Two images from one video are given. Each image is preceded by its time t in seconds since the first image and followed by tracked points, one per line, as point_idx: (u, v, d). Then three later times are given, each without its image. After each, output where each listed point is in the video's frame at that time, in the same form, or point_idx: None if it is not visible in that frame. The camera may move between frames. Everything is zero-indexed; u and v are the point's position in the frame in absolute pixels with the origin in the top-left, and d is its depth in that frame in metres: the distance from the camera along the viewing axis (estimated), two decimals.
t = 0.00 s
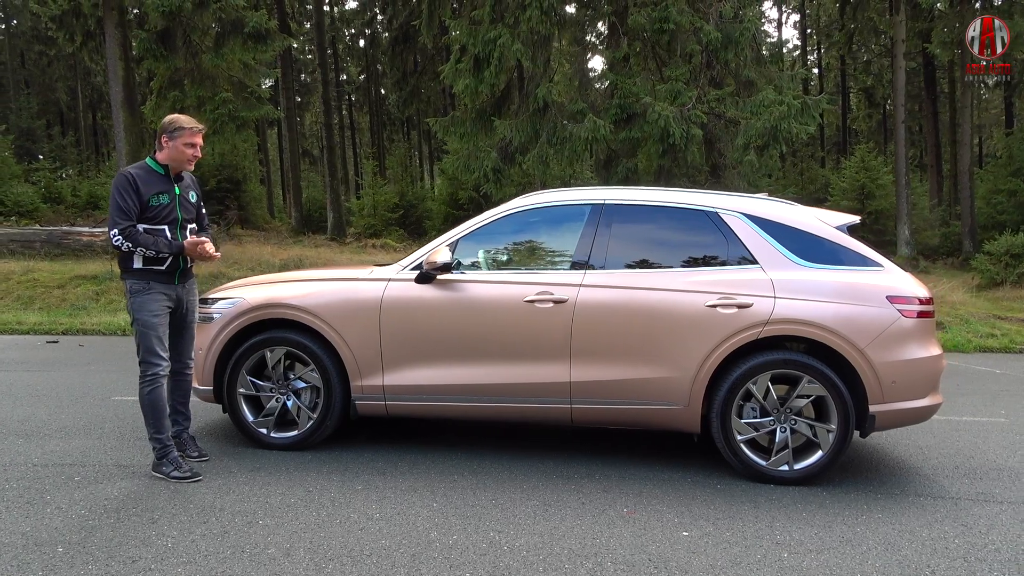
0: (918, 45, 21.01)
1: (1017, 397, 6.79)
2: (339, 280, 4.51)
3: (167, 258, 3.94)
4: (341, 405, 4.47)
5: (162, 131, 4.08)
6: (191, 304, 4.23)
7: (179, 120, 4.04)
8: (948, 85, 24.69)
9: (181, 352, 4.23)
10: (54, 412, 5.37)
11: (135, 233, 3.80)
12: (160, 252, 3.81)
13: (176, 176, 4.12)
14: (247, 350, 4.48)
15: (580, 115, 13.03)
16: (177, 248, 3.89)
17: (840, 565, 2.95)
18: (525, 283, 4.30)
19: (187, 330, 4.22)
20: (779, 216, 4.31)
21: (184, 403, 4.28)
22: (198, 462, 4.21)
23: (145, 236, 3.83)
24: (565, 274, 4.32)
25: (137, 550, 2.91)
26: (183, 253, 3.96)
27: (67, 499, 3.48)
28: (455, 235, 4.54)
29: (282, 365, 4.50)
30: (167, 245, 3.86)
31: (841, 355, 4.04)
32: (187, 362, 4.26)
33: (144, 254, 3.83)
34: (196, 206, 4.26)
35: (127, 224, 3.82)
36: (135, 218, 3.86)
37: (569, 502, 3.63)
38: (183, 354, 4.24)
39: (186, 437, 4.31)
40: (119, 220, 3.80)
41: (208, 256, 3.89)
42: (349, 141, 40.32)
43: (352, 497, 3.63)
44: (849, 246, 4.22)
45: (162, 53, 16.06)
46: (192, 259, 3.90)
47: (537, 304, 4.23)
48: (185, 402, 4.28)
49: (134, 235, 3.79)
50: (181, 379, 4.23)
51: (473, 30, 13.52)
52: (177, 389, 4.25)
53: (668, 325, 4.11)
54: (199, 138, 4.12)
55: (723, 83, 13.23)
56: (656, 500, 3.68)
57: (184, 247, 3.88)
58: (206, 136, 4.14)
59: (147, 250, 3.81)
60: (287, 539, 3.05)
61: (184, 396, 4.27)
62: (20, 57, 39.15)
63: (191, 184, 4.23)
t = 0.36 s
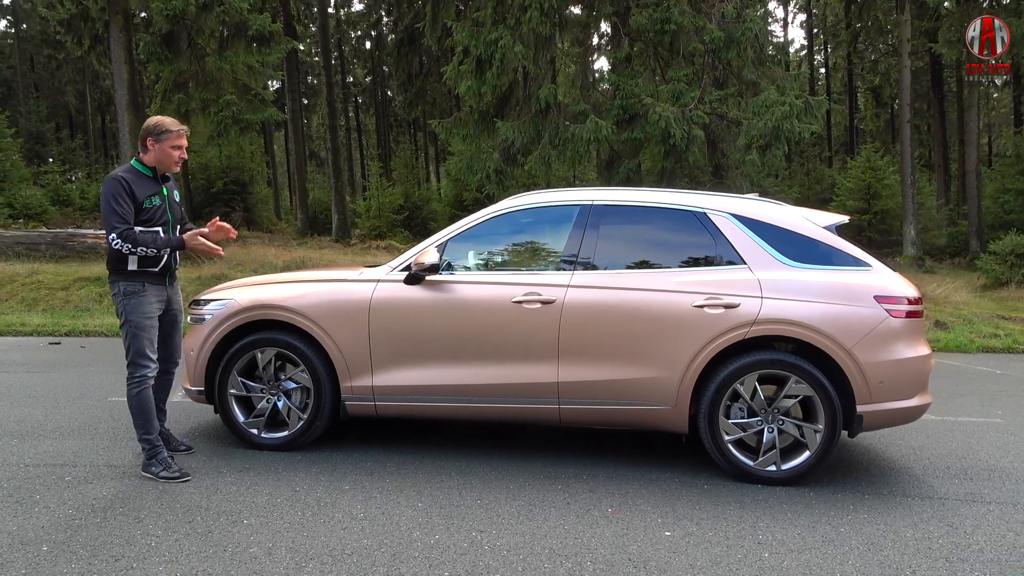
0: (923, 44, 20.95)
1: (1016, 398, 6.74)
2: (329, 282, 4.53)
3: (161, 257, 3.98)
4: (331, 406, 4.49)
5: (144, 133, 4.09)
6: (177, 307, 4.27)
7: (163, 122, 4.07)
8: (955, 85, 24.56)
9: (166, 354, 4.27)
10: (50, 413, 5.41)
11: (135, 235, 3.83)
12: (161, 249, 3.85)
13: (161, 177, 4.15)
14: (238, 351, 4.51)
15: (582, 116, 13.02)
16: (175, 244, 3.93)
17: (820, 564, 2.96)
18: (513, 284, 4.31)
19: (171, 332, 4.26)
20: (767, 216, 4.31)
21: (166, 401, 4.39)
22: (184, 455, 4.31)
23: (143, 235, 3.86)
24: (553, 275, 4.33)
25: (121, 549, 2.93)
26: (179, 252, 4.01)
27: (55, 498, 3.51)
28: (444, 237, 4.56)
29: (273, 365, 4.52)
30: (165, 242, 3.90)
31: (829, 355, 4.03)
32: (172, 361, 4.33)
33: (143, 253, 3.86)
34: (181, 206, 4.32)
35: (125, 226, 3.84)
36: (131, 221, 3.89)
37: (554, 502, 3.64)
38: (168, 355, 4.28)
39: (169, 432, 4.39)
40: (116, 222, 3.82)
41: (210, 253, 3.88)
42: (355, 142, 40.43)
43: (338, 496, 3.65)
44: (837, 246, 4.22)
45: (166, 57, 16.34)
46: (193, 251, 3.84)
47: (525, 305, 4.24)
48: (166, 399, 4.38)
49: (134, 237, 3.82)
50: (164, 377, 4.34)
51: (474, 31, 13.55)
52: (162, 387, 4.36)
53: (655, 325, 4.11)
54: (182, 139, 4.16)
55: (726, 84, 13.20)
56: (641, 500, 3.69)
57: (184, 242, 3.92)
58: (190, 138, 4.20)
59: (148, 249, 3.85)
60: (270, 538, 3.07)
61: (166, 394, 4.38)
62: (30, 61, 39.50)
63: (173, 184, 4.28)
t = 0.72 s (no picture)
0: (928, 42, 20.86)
1: (1016, 396, 6.68)
2: (318, 281, 4.55)
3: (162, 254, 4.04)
4: (321, 404, 4.51)
5: (127, 137, 4.09)
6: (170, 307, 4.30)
7: (143, 126, 4.08)
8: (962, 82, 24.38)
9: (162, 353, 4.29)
10: (46, 411, 5.45)
11: (150, 230, 3.89)
12: (175, 243, 3.94)
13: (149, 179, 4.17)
14: (228, 350, 4.53)
15: (584, 115, 13.00)
16: (187, 236, 4.00)
17: (801, 562, 2.96)
18: (501, 282, 4.32)
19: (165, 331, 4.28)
20: (754, 213, 4.30)
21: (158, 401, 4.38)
22: (174, 452, 4.36)
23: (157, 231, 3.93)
24: (542, 273, 4.34)
25: (105, 545, 2.96)
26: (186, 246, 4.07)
27: (44, 496, 3.54)
28: (433, 235, 4.56)
29: (263, 363, 4.54)
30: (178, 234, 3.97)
31: (817, 353, 4.02)
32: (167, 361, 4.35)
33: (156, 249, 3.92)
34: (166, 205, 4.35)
35: (135, 224, 3.89)
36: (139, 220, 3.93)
37: (539, 499, 3.65)
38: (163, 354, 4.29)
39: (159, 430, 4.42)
40: (128, 221, 3.86)
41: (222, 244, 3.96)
42: (360, 142, 40.48)
43: (324, 494, 3.66)
44: (825, 243, 4.21)
45: (170, 58, 16.37)
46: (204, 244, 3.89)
47: (513, 303, 4.25)
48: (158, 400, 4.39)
49: (150, 232, 3.88)
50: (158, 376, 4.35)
51: (476, 31, 13.56)
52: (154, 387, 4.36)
53: (642, 323, 4.11)
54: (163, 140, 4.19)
55: (728, 82, 13.15)
56: (627, 498, 3.69)
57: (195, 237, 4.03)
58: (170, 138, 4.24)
59: (165, 243, 3.91)
60: (253, 534, 3.09)
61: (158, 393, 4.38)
62: (39, 63, 39.78)
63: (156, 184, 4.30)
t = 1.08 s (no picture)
0: (936, 37, 20.67)
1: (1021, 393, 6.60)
2: (313, 278, 4.53)
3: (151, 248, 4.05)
4: (316, 401, 4.49)
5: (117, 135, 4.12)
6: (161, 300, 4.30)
7: (132, 122, 4.10)
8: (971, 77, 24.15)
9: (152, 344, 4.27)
10: (46, 409, 5.45)
11: (134, 224, 3.90)
12: (156, 239, 3.95)
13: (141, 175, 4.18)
14: (223, 347, 4.52)
15: (588, 112, 12.94)
16: (169, 233, 4.00)
17: (794, 560, 2.93)
18: (496, 278, 4.29)
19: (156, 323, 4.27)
20: (751, 208, 4.26)
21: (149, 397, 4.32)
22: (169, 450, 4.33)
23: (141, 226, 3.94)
24: (537, 270, 4.31)
25: (94, 542, 2.95)
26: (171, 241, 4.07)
27: (37, 493, 3.54)
28: (428, 232, 4.54)
29: (258, 361, 4.53)
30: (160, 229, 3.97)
31: (815, 349, 3.98)
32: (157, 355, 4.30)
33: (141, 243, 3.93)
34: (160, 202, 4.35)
35: (121, 217, 3.90)
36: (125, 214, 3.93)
37: (533, 496, 3.62)
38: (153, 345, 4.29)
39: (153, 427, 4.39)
40: (114, 215, 3.87)
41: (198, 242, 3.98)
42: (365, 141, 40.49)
43: (317, 491, 3.64)
44: (823, 238, 4.16)
45: (174, 57, 16.38)
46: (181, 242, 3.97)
47: (508, 299, 4.22)
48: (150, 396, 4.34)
49: (134, 226, 3.89)
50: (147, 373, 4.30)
51: (479, 29, 13.51)
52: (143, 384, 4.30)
53: (638, 319, 4.08)
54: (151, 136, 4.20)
55: (733, 78, 13.05)
56: (621, 495, 3.66)
57: (177, 232, 4.05)
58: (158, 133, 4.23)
59: (147, 239, 3.92)
60: (243, 532, 3.08)
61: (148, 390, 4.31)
62: (47, 63, 40.00)
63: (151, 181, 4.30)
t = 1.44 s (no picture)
0: (944, 33, 20.51)
1: None
2: (308, 277, 4.49)
3: (129, 250, 4.01)
4: (311, 402, 4.45)
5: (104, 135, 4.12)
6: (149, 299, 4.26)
7: (119, 122, 4.09)
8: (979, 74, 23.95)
9: (137, 344, 4.24)
10: (43, 409, 5.43)
11: (101, 227, 3.85)
12: (128, 244, 3.90)
13: (129, 176, 4.13)
14: (218, 348, 4.48)
15: (592, 111, 12.86)
16: (140, 238, 3.94)
17: (791, 563, 2.86)
18: (492, 277, 4.24)
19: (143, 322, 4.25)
20: (751, 205, 4.19)
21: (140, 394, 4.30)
22: (163, 451, 4.29)
23: (112, 229, 3.90)
24: (533, 268, 4.25)
25: (81, 545, 2.91)
26: (146, 246, 4.01)
27: (27, 495, 3.51)
28: (423, 230, 4.48)
29: (253, 361, 4.48)
30: (130, 234, 3.92)
31: (816, 349, 3.90)
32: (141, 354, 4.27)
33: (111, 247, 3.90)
34: (154, 203, 4.28)
35: (92, 219, 3.87)
36: (98, 216, 3.89)
37: (528, 498, 3.56)
38: (138, 345, 4.25)
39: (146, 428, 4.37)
40: (85, 216, 3.84)
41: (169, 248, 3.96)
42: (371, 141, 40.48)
43: (310, 493, 3.60)
44: (824, 235, 4.08)
45: (179, 58, 16.43)
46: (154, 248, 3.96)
47: (504, 298, 4.17)
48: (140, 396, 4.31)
49: (100, 229, 3.85)
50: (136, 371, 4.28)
51: (483, 28, 13.46)
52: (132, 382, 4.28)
53: (635, 318, 4.02)
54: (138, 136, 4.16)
55: (738, 77, 12.99)
56: (619, 497, 3.60)
57: (150, 238, 3.97)
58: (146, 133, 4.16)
59: (115, 243, 3.88)
60: (232, 535, 3.03)
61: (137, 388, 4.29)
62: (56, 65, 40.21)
63: (145, 182, 4.25)
